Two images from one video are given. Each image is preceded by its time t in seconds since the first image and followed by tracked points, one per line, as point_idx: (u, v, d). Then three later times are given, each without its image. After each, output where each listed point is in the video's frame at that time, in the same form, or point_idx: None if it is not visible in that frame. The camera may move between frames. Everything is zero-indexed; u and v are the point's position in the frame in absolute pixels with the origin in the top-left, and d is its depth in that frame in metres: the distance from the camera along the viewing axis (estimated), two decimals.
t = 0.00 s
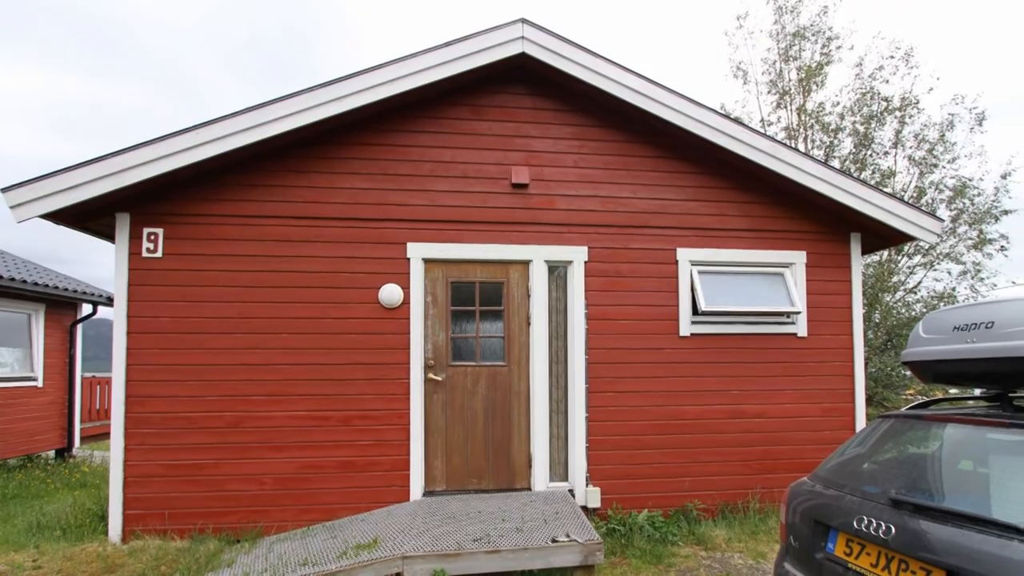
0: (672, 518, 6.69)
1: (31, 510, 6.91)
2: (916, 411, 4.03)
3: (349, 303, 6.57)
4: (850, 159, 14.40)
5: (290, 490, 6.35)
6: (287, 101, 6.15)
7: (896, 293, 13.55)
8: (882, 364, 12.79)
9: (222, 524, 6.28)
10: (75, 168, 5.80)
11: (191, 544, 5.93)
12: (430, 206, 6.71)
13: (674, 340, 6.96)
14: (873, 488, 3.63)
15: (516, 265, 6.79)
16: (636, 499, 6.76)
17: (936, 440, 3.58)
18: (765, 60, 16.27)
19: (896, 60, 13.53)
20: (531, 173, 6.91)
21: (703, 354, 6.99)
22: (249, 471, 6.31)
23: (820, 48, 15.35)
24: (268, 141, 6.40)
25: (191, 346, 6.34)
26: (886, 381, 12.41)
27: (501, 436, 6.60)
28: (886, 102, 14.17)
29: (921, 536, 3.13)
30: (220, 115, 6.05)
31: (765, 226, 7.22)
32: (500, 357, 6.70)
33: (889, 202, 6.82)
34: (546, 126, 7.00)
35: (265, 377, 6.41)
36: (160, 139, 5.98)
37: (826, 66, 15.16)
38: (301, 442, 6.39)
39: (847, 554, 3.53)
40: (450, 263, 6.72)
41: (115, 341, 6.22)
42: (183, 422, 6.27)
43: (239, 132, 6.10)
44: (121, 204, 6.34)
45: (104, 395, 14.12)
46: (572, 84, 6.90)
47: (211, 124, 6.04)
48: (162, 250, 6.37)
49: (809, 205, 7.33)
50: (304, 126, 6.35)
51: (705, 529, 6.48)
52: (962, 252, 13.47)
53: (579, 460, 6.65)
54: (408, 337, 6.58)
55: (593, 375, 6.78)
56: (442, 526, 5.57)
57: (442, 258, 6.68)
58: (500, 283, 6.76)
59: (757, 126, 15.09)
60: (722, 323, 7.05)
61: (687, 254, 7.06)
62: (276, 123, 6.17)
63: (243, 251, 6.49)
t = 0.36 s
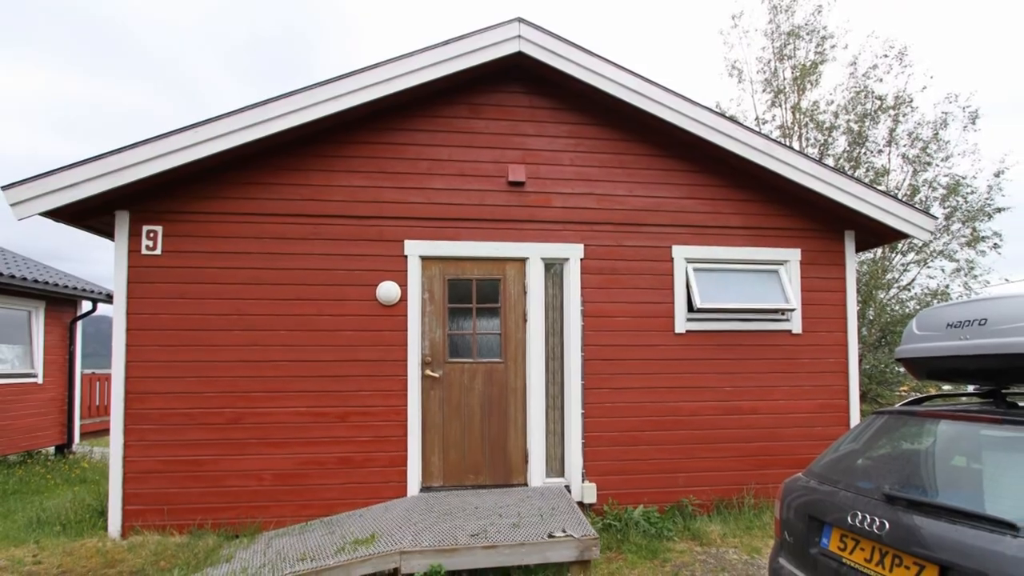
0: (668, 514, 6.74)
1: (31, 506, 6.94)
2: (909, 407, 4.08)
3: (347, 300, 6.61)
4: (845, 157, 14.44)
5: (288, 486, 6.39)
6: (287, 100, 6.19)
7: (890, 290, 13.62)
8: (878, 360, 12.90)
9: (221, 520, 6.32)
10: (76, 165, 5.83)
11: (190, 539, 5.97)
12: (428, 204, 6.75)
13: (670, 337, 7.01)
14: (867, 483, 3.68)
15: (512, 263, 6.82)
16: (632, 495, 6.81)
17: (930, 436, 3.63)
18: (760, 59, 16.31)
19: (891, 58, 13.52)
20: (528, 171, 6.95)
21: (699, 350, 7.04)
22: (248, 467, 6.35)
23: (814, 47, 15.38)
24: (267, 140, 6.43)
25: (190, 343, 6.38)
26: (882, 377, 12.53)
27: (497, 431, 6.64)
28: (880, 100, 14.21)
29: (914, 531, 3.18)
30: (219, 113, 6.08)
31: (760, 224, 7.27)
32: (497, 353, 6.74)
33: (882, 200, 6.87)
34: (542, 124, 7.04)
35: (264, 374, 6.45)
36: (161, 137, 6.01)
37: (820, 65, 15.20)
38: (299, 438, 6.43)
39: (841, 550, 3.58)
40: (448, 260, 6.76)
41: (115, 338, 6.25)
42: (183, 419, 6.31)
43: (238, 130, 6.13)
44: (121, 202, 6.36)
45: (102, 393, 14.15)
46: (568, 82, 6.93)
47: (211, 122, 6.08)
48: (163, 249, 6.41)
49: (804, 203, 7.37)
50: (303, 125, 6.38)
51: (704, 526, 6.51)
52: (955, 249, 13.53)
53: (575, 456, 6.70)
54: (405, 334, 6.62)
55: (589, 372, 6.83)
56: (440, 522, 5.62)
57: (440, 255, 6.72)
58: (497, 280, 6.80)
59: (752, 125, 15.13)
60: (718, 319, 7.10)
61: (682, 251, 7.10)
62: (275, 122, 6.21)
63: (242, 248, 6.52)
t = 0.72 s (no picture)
0: (663, 509, 6.79)
1: (31, 501, 6.97)
2: (903, 404, 4.14)
3: (344, 297, 6.64)
4: (839, 156, 14.49)
5: (286, 482, 6.43)
6: (286, 98, 6.22)
7: (883, 287, 13.68)
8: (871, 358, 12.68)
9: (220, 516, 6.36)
10: (77, 163, 5.86)
11: (189, 535, 6.01)
12: (425, 202, 6.78)
13: (666, 333, 7.05)
14: (861, 479, 3.72)
15: (509, 260, 6.87)
16: (627, 491, 6.86)
17: (924, 432, 3.68)
18: (755, 58, 16.37)
19: (884, 58, 13.57)
20: (524, 169, 6.98)
21: (694, 347, 7.09)
22: (246, 463, 6.39)
23: (809, 46, 15.43)
24: (266, 138, 6.46)
25: (189, 340, 6.41)
26: (876, 373, 12.34)
27: (494, 428, 6.69)
28: (874, 99, 14.28)
29: (907, 526, 3.23)
30: (219, 111, 6.11)
31: (755, 222, 7.31)
32: (494, 350, 6.79)
33: (876, 198, 6.92)
34: (538, 123, 7.07)
35: (262, 371, 6.49)
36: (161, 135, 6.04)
37: (815, 63, 15.27)
38: (297, 434, 6.47)
39: (835, 545, 3.63)
40: (444, 257, 6.80)
41: (115, 335, 6.28)
42: (182, 415, 6.34)
43: (237, 128, 6.16)
44: (120, 200, 6.39)
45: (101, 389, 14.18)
46: (565, 81, 6.97)
47: (211, 121, 6.11)
48: (162, 247, 6.43)
49: (799, 201, 7.42)
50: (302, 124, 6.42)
51: (700, 522, 6.55)
52: (949, 247, 13.61)
53: (571, 452, 6.75)
54: (403, 331, 6.66)
55: (586, 369, 6.87)
56: (437, 517, 5.66)
57: (437, 252, 6.75)
58: (494, 277, 6.84)
59: (747, 123, 15.17)
60: (714, 316, 7.14)
61: (678, 249, 7.15)
62: (274, 120, 6.24)
63: (240, 245, 6.55)
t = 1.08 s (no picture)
0: (659, 505, 6.84)
1: (31, 497, 7.00)
2: (897, 401, 4.20)
3: (342, 294, 6.68)
4: (834, 154, 14.57)
5: (284, 478, 6.47)
6: (285, 97, 6.25)
7: (879, 284, 13.79)
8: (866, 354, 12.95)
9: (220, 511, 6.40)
10: (77, 161, 5.90)
11: (188, 530, 6.06)
12: (422, 200, 6.82)
13: (662, 330, 7.10)
14: (855, 475, 3.78)
15: (506, 258, 6.91)
16: (624, 487, 6.91)
17: (917, 428, 3.74)
18: (750, 56, 16.39)
19: (876, 58, 13.57)
20: (521, 167, 7.03)
21: (690, 344, 7.14)
22: (244, 459, 6.43)
23: (803, 45, 15.44)
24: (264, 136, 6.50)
25: (188, 337, 6.44)
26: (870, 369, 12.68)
27: (491, 424, 6.73)
28: (868, 97, 14.28)
29: (900, 521, 3.28)
30: (217, 110, 6.14)
31: (751, 220, 7.36)
32: (490, 347, 6.83)
33: (870, 195, 6.96)
34: (535, 121, 7.11)
35: (260, 368, 6.52)
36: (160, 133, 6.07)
37: (810, 62, 15.29)
38: (296, 431, 6.51)
39: (829, 540, 3.68)
40: (441, 255, 6.83)
41: (115, 333, 6.32)
42: (181, 411, 6.38)
43: (234, 127, 6.19)
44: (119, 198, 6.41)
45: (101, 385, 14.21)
46: (561, 80, 7.01)
47: (210, 119, 6.14)
48: (162, 246, 6.47)
49: (794, 198, 7.46)
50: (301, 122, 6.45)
51: (696, 518, 6.60)
52: (942, 244, 13.69)
53: (568, 449, 6.79)
54: (401, 328, 6.70)
55: (582, 365, 6.92)
56: (434, 513, 5.71)
57: (434, 250, 6.79)
58: (491, 274, 6.88)
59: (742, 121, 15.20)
60: (710, 313, 7.19)
61: (674, 246, 7.19)
62: (270, 119, 6.27)
63: (238, 243, 6.58)
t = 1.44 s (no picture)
0: (654, 501, 6.88)
1: (31, 493, 7.04)
2: (890, 397, 4.28)
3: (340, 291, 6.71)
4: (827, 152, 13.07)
5: (282, 474, 6.51)
6: (283, 97, 6.29)
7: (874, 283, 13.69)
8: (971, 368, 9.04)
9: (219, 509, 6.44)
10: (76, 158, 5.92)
11: (187, 526, 6.13)
12: (420, 197, 6.86)
13: (659, 327, 7.14)
14: (851, 471, 3.84)
15: (504, 256, 6.97)
16: (621, 483, 6.95)
17: (912, 425, 3.81)
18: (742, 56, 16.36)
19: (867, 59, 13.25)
20: (517, 165, 7.07)
21: (685, 340, 7.19)
22: (243, 455, 6.47)
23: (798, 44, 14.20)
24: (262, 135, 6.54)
25: (186, 333, 6.47)
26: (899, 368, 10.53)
27: (489, 419, 6.82)
28: (863, 96, 12.90)
29: (894, 516, 3.34)
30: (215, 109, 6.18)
31: (747, 217, 7.41)
32: (487, 343, 6.92)
33: (863, 193, 7.06)
34: (532, 119, 7.14)
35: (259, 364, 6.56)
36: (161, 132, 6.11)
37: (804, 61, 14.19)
38: (295, 427, 6.54)
39: (824, 535, 3.73)
40: (439, 252, 6.89)
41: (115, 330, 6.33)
42: (179, 408, 6.41)
43: (232, 125, 6.24)
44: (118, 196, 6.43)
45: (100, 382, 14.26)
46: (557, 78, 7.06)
47: (210, 119, 6.18)
48: (162, 244, 6.54)
49: (789, 196, 7.50)
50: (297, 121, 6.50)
51: (694, 516, 6.62)
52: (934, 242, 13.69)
53: (564, 445, 6.84)
54: (398, 326, 6.72)
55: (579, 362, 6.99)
56: (431, 509, 5.76)
57: (431, 247, 6.85)
58: (489, 272, 6.97)
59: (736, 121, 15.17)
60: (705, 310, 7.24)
61: (669, 244, 7.24)
62: (267, 117, 6.31)
63: (236, 241, 6.62)
